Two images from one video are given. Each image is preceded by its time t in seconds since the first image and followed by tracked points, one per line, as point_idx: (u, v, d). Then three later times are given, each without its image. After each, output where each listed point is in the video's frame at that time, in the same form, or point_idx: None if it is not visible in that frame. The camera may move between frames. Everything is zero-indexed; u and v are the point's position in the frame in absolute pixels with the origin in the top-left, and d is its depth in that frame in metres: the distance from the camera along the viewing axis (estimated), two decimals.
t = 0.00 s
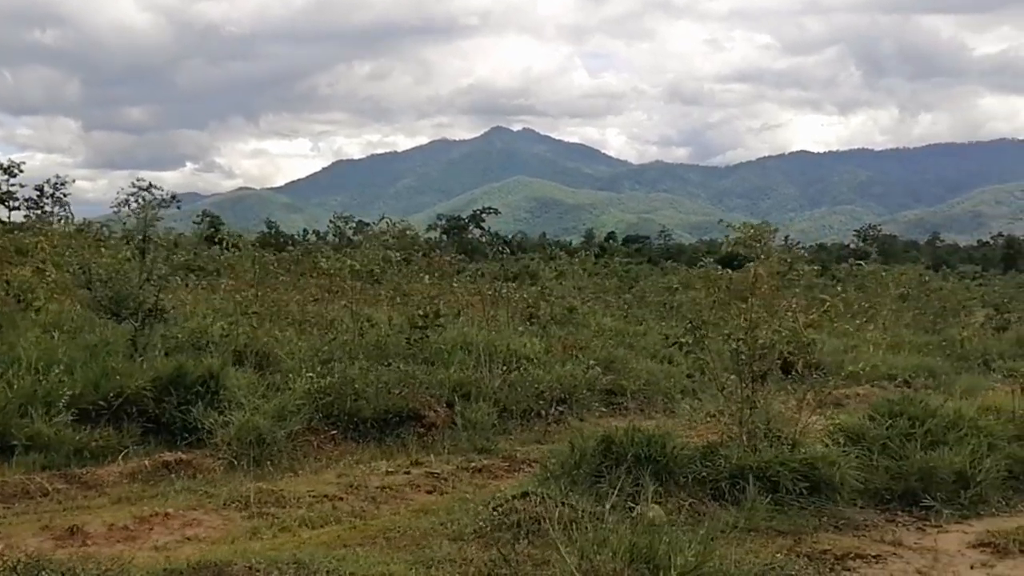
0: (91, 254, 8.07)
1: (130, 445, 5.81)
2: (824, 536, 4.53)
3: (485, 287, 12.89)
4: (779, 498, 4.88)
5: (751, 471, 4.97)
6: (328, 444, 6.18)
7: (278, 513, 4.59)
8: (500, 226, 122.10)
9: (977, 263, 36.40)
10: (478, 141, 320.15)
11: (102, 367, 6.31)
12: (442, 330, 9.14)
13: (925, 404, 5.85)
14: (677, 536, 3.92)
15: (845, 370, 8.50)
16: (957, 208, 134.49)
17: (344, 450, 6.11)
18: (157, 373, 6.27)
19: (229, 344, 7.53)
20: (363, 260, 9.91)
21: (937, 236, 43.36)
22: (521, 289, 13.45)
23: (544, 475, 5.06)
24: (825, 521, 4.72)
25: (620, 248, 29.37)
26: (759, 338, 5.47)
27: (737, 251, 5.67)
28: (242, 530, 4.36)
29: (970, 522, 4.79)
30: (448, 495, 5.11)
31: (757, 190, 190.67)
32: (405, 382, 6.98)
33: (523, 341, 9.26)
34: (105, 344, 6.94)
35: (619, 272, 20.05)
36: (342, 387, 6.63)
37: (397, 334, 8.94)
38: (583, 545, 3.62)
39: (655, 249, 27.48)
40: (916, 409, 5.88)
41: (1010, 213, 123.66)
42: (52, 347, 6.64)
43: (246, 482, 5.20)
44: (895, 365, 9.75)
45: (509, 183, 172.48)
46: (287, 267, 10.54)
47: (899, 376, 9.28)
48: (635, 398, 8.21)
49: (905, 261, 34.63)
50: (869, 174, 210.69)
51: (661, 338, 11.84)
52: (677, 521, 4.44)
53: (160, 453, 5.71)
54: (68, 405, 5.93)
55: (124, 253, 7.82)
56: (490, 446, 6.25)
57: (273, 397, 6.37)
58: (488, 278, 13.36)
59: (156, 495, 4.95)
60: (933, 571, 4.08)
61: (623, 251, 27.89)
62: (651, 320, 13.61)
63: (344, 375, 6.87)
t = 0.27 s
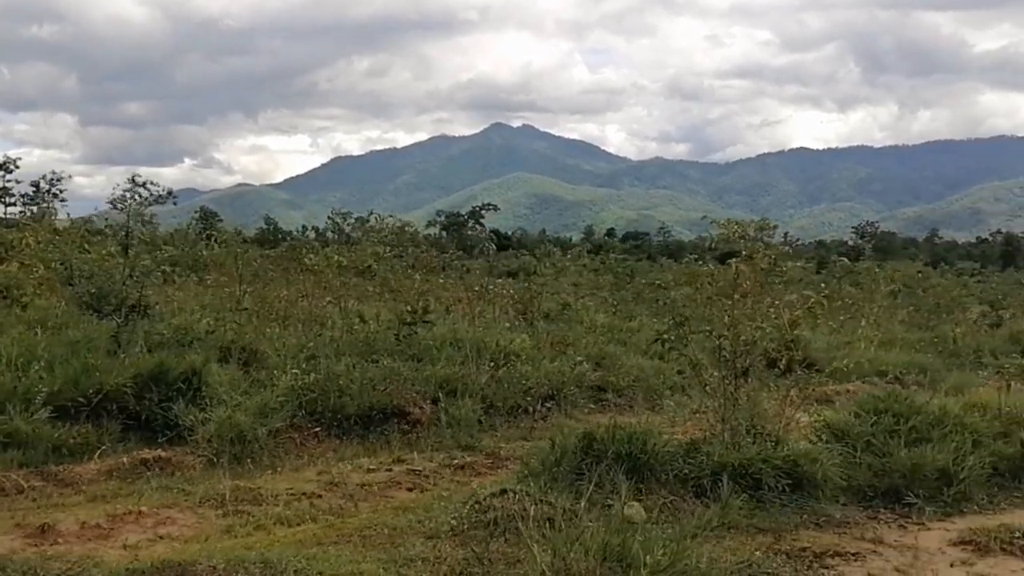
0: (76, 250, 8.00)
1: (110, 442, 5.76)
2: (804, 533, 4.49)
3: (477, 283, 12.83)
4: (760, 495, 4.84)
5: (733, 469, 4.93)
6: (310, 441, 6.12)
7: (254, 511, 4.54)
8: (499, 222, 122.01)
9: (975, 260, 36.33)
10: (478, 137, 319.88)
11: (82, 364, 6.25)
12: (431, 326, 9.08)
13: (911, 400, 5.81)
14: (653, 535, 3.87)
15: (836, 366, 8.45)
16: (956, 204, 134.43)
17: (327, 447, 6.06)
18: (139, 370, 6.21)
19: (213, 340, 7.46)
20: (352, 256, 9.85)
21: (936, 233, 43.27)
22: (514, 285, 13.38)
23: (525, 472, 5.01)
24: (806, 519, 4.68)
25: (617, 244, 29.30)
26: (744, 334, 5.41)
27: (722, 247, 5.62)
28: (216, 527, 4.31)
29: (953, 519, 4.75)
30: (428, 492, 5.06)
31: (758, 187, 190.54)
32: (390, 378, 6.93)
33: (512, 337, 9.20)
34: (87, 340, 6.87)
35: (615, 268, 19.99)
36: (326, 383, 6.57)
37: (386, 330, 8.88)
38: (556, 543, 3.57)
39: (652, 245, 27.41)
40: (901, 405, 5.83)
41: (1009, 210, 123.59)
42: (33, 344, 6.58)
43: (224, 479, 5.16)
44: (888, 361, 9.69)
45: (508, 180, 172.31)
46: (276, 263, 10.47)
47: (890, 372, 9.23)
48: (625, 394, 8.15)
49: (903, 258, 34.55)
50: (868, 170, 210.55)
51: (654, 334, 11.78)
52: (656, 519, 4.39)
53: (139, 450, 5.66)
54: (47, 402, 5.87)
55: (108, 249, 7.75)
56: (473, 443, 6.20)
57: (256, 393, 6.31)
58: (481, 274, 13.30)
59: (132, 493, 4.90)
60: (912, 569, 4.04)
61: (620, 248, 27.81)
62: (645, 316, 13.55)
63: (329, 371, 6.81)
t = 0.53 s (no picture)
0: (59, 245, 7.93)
1: (88, 441, 5.70)
2: (785, 532, 4.46)
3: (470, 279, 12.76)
4: (742, 494, 4.80)
5: (714, 467, 4.89)
6: (293, 438, 6.08)
7: (229, 509, 4.49)
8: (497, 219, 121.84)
9: (973, 257, 36.27)
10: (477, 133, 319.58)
11: (63, 360, 6.18)
12: (419, 323, 9.03)
13: (897, 398, 5.76)
14: (630, 535, 3.83)
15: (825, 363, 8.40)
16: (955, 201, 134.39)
17: (309, 444, 6.01)
18: (120, 366, 6.15)
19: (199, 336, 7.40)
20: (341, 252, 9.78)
21: (934, 229, 43.18)
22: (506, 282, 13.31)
23: (506, 470, 4.96)
24: (787, 518, 4.65)
25: (614, 240, 29.20)
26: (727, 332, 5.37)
27: (706, 243, 5.56)
28: (190, 526, 4.26)
29: (936, 518, 4.71)
30: (408, 490, 5.02)
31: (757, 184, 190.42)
32: (375, 375, 6.87)
33: (500, 334, 9.15)
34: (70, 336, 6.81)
35: (610, 265, 19.92)
36: (310, 381, 6.52)
37: (374, 327, 8.82)
38: (529, 542, 3.52)
39: (649, 242, 27.31)
40: (889, 401, 5.78)
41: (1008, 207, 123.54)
42: (14, 340, 6.51)
43: (203, 477, 5.11)
44: (879, 359, 9.64)
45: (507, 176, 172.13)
46: (266, 259, 10.41)
47: (881, 370, 9.17)
48: (613, 391, 8.10)
49: (901, 255, 34.46)
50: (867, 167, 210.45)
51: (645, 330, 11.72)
52: (635, 518, 4.35)
53: (118, 448, 5.60)
54: (26, 400, 5.81)
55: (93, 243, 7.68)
56: (457, 441, 6.16)
57: (238, 391, 6.26)
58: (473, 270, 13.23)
59: (108, 491, 4.85)
60: (892, 568, 4.00)
61: (616, 244, 27.71)
62: (637, 312, 13.49)
63: (313, 367, 6.76)
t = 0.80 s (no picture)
0: (43, 242, 7.88)
1: (68, 438, 5.65)
2: (766, 532, 4.42)
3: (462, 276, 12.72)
4: (724, 494, 4.76)
5: (697, 467, 4.85)
6: (275, 436, 6.03)
7: (205, 509, 4.45)
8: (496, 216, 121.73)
9: (971, 256, 36.23)
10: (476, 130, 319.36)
11: (44, 357, 6.13)
12: (408, 321, 8.99)
13: (883, 396, 5.72)
14: (606, 536, 3.78)
15: (816, 361, 8.35)
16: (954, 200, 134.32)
17: (292, 443, 5.97)
18: (102, 363, 6.10)
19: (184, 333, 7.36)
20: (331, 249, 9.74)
21: (932, 227, 43.13)
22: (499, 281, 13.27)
23: (487, 469, 4.92)
24: (769, 518, 4.60)
25: (611, 238, 29.16)
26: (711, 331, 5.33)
27: (691, 241, 5.52)
28: (164, 526, 4.22)
29: (919, 518, 4.67)
30: (388, 490, 4.97)
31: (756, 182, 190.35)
32: (360, 373, 6.83)
33: (490, 332, 9.11)
34: (54, 332, 6.76)
35: (605, 262, 19.88)
36: (294, 378, 6.47)
37: (362, 324, 8.78)
38: (502, 542, 3.48)
39: (646, 239, 27.25)
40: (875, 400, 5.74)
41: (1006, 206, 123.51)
42: None
43: (181, 476, 5.07)
44: (870, 357, 9.60)
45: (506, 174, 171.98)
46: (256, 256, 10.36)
47: (872, 369, 9.14)
48: (601, 390, 8.06)
49: (898, 253, 34.42)
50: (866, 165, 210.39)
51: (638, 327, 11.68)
52: (614, 518, 4.31)
53: (98, 446, 5.55)
54: (6, 398, 5.76)
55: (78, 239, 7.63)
56: (441, 439, 6.12)
57: (221, 389, 6.21)
58: (466, 268, 13.19)
59: (84, 490, 4.80)
60: (871, 569, 3.97)
61: (613, 241, 27.65)
62: (631, 310, 13.44)
63: (298, 365, 6.71)
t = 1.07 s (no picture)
0: (27, 241, 7.83)
1: (47, 440, 5.61)
2: (747, 534, 4.37)
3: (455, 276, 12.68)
4: (706, 495, 4.71)
5: (679, 468, 4.80)
6: (258, 437, 5.98)
7: (180, 511, 4.40)
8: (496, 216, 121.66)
9: (970, 256, 36.17)
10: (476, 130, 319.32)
11: (25, 357, 6.08)
12: (397, 321, 8.95)
13: (869, 397, 5.67)
14: (581, 539, 3.74)
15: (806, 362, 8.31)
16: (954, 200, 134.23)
17: (275, 444, 5.92)
18: (83, 364, 6.05)
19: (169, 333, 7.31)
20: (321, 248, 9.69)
21: (931, 228, 43.08)
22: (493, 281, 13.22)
23: (467, 470, 4.86)
24: (751, 520, 4.56)
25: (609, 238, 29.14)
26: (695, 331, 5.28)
27: (674, 241, 5.47)
28: (137, 528, 4.17)
29: (902, 520, 4.62)
30: (367, 491, 4.93)
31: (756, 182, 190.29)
32: (345, 373, 6.78)
33: (480, 332, 9.06)
34: (37, 332, 6.71)
35: (602, 262, 19.83)
36: (278, 379, 6.42)
37: (351, 324, 8.73)
38: (473, 545, 3.44)
39: (644, 239, 27.19)
40: (861, 400, 5.69)
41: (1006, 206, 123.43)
42: None
43: (159, 478, 5.02)
44: (863, 358, 9.55)
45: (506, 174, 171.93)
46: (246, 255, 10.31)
47: (864, 370, 9.09)
48: (591, 391, 8.01)
49: (897, 254, 34.36)
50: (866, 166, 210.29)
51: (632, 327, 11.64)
52: (593, 520, 4.26)
53: (77, 447, 5.51)
54: None
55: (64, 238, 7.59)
56: (424, 440, 6.07)
57: (203, 389, 6.16)
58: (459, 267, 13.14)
59: (60, 492, 4.75)
60: (850, 572, 3.92)
61: (611, 241, 27.60)
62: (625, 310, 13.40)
63: (282, 365, 6.66)
